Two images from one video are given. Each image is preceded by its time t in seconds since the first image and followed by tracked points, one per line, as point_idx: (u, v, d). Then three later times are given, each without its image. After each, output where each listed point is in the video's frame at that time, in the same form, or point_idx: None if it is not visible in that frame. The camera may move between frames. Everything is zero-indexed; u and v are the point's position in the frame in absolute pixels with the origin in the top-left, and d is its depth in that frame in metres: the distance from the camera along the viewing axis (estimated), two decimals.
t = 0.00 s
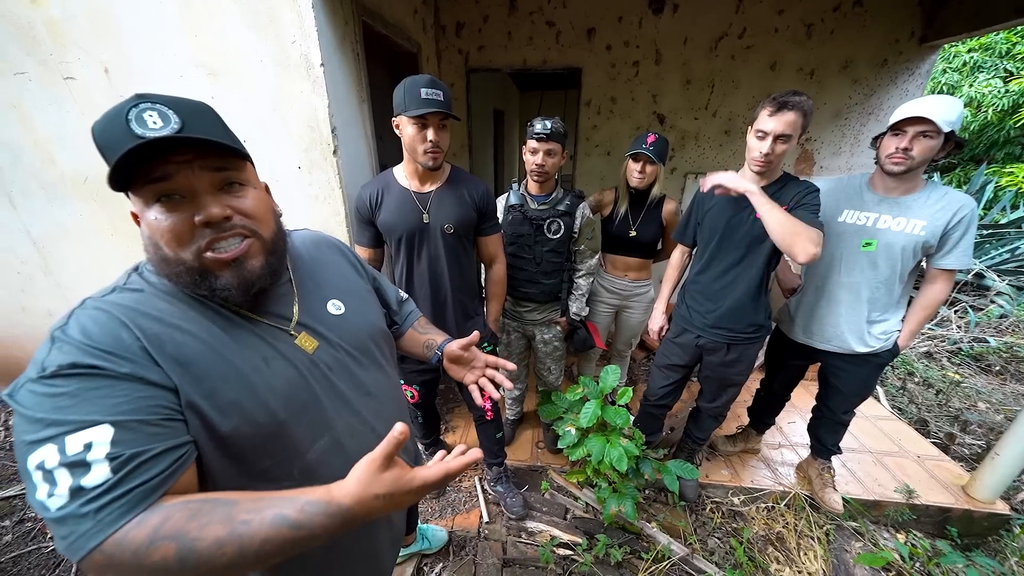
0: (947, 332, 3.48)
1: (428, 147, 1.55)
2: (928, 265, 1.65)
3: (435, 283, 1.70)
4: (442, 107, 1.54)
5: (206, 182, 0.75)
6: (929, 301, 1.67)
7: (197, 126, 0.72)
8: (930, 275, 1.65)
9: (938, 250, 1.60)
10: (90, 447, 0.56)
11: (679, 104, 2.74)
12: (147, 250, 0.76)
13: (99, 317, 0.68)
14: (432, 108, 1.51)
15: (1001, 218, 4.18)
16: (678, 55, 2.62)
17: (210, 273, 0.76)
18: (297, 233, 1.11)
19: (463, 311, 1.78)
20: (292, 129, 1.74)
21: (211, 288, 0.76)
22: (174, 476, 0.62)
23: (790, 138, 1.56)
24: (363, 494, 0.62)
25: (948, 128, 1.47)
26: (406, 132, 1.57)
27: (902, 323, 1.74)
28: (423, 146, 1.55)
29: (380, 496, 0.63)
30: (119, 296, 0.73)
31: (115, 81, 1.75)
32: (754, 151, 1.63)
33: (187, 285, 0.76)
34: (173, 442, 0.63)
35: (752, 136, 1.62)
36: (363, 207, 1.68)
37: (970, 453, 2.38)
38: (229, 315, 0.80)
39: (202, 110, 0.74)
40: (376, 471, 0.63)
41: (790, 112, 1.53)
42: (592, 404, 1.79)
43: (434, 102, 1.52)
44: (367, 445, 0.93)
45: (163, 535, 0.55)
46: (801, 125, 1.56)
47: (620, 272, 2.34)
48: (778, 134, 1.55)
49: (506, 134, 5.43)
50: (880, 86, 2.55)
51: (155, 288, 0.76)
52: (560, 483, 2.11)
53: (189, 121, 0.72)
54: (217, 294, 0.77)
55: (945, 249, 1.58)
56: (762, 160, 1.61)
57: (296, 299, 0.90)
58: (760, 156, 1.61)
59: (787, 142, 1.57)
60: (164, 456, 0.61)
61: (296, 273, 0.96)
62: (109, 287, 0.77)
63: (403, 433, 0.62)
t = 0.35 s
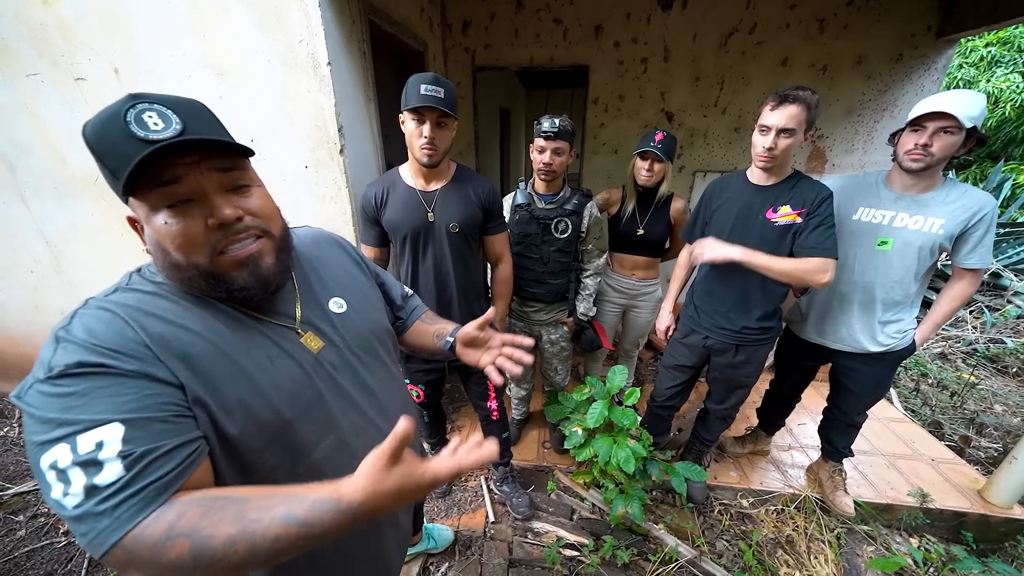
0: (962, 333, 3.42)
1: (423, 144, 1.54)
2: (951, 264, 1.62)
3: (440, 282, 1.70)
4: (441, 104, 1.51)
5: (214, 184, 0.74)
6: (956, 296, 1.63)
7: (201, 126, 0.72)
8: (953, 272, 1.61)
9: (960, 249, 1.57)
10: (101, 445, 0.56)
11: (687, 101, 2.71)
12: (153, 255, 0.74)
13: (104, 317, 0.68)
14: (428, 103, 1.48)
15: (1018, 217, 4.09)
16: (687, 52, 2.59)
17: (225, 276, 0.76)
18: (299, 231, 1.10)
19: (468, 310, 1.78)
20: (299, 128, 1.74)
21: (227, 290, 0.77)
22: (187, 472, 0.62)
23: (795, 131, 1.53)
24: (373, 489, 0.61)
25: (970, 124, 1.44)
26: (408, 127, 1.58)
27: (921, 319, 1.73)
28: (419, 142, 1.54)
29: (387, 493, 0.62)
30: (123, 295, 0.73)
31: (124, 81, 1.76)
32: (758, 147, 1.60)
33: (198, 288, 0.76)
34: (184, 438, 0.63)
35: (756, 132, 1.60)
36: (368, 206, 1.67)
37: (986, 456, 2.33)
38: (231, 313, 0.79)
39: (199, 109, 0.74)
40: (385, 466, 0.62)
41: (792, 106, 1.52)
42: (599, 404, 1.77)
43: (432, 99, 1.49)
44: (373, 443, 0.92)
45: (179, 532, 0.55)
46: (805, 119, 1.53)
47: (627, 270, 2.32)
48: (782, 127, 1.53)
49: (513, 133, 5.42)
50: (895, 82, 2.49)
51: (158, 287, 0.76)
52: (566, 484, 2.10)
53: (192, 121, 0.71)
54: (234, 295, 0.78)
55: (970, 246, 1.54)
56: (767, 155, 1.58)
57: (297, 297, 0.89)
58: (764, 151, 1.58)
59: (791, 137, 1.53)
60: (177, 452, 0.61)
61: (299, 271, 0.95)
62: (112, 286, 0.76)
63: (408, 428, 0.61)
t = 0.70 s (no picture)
0: (942, 329, 3.51)
1: (409, 141, 1.54)
2: (932, 262, 1.66)
3: (430, 281, 1.70)
4: (428, 102, 1.50)
5: (231, 187, 0.76)
6: (935, 293, 1.66)
7: (231, 133, 0.74)
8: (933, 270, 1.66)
9: (939, 248, 1.61)
10: (24, 493, 0.54)
11: (676, 101, 2.74)
12: (149, 244, 0.74)
13: (73, 335, 0.66)
14: (413, 102, 1.47)
15: (996, 216, 4.21)
16: (676, 53, 2.62)
17: (222, 277, 0.76)
18: (292, 238, 1.11)
19: (458, 309, 1.78)
20: (288, 126, 1.72)
21: (220, 292, 0.77)
22: (108, 530, 0.61)
23: (774, 131, 1.55)
24: None
25: (948, 125, 1.48)
26: (396, 125, 1.58)
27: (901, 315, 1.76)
28: (405, 140, 1.54)
29: None
30: (97, 306, 0.71)
31: (108, 77, 1.73)
32: (740, 146, 1.63)
33: (193, 286, 0.76)
34: (115, 494, 0.60)
35: (738, 132, 1.64)
36: (358, 204, 1.67)
37: (965, 449, 2.40)
38: (216, 324, 0.78)
39: (232, 118, 0.77)
40: None
41: (771, 106, 1.54)
42: (590, 402, 1.79)
43: (419, 97, 1.48)
44: (366, 445, 0.92)
45: None
46: (784, 119, 1.56)
47: (617, 269, 2.34)
48: (762, 127, 1.56)
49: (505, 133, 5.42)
50: (877, 84, 2.55)
51: (138, 297, 0.74)
52: (558, 481, 2.11)
53: (223, 126, 0.74)
54: (226, 297, 0.77)
55: (947, 243, 1.59)
56: (748, 155, 1.61)
57: (289, 302, 0.90)
58: (745, 150, 1.61)
59: (771, 136, 1.56)
60: (103, 510, 0.60)
61: (292, 276, 0.96)
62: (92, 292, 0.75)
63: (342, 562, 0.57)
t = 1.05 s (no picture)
0: (931, 334, 3.55)
1: (403, 150, 1.55)
2: (918, 268, 1.69)
3: (423, 288, 1.71)
4: (421, 112, 1.51)
5: (234, 200, 0.76)
6: (922, 298, 1.70)
7: (227, 147, 0.75)
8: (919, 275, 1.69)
9: (925, 254, 1.64)
10: (15, 502, 0.54)
11: (668, 110, 2.78)
12: (156, 256, 0.75)
13: (72, 340, 0.66)
14: (408, 112, 1.49)
15: (980, 222, 4.29)
16: (667, 63, 2.67)
17: (232, 287, 0.77)
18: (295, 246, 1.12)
19: (452, 316, 1.78)
20: (284, 134, 1.74)
21: (231, 301, 0.78)
22: (97, 538, 0.61)
23: (763, 140, 1.59)
24: None
25: (929, 135, 1.52)
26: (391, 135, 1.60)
27: (890, 320, 1.79)
28: (399, 149, 1.56)
29: None
30: (98, 310, 0.72)
31: (104, 85, 1.74)
32: (729, 155, 1.67)
33: (203, 297, 0.77)
34: (106, 504, 0.60)
35: (727, 141, 1.67)
36: (353, 212, 1.69)
37: (956, 452, 2.42)
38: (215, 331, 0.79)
39: (229, 132, 0.78)
40: None
41: (759, 116, 1.57)
42: (584, 408, 1.79)
43: (413, 107, 1.50)
44: (359, 452, 0.92)
45: None
46: (772, 129, 1.59)
47: (610, 275, 2.36)
48: (751, 136, 1.59)
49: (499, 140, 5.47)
50: (862, 94, 2.61)
51: (139, 302, 0.75)
52: (553, 488, 2.11)
53: (220, 139, 0.75)
54: (237, 306, 0.79)
55: (931, 250, 1.62)
56: (737, 163, 1.64)
57: (289, 309, 0.91)
58: (735, 159, 1.64)
59: (759, 145, 1.60)
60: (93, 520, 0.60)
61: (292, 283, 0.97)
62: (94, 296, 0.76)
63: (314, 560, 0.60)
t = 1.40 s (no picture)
0: (931, 330, 3.56)
1: (401, 148, 1.53)
2: (918, 265, 1.68)
3: (422, 287, 1.70)
4: (419, 109, 1.49)
5: (255, 181, 0.79)
6: (921, 295, 1.69)
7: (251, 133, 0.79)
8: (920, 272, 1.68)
9: (926, 250, 1.63)
10: (9, 506, 0.54)
11: (668, 106, 2.76)
12: (169, 241, 0.73)
13: (70, 338, 0.66)
14: (407, 108, 1.47)
15: (981, 218, 4.29)
16: (668, 58, 2.64)
17: (253, 266, 0.78)
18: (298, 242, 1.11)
19: (451, 315, 1.78)
20: (280, 130, 1.71)
21: (250, 281, 0.79)
22: (95, 539, 0.61)
23: (766, 135, 1.57)
24: None
25: (931, 130, 1.50)
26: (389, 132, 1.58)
27: (890, 317, 1.78)
28: (398, 146, 1.54)
29: None
30: (98, 306, 0.71)
31: (97, 81, 1.71)
32: (732, 151, 1.65)
33: (221, 278, 0.76)
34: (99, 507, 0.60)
35: (729, 136, 1.65)
36: (351, 209, 1.67)
37: (955, 448, 2.43)
38: (217, 326, 0.78)
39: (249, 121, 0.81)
40: None
41: (763, 110, 1.56)
42: (585, 406, 1.79)
43: (411, 104, 1.48)
44: (364, 449, 0.91)
45: None
46: (776, 123, 1.58)
47: (610, 272, 2.35)
48: (754, 131, 1.58)
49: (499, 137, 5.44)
50: (864, 89, 2.59)
51: (139, 298, 0.74)
52: (553, 485, 2.11)
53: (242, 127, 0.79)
54: (254, 287, 0.79)
55: (932, 247, 1.61)
56: (739, 158, 1.63)
57: (293, 304, 0.90)
58: (738, 154, 1.63)
59: (763, 139, 1.58)
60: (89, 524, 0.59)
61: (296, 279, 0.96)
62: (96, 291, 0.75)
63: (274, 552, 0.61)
